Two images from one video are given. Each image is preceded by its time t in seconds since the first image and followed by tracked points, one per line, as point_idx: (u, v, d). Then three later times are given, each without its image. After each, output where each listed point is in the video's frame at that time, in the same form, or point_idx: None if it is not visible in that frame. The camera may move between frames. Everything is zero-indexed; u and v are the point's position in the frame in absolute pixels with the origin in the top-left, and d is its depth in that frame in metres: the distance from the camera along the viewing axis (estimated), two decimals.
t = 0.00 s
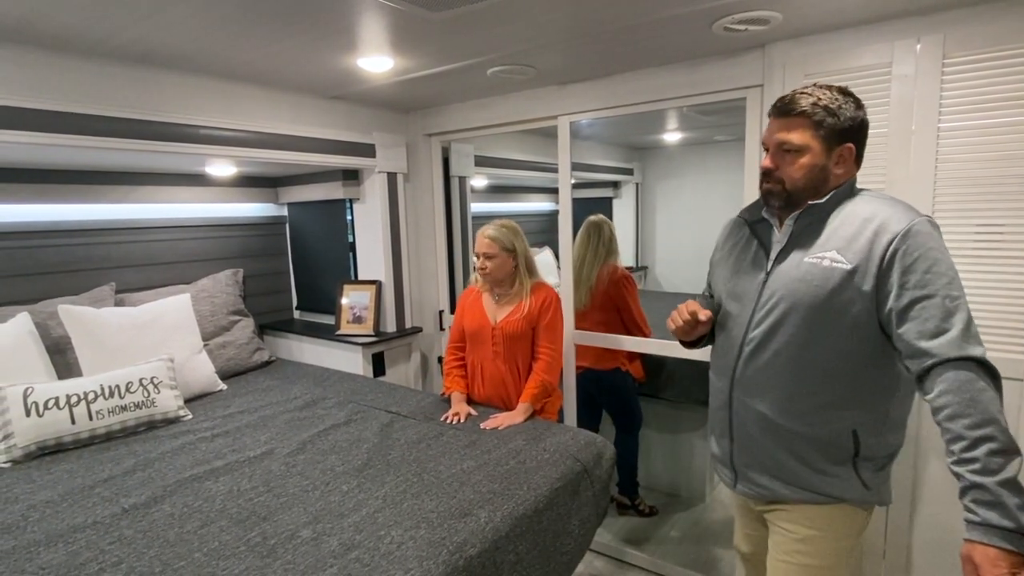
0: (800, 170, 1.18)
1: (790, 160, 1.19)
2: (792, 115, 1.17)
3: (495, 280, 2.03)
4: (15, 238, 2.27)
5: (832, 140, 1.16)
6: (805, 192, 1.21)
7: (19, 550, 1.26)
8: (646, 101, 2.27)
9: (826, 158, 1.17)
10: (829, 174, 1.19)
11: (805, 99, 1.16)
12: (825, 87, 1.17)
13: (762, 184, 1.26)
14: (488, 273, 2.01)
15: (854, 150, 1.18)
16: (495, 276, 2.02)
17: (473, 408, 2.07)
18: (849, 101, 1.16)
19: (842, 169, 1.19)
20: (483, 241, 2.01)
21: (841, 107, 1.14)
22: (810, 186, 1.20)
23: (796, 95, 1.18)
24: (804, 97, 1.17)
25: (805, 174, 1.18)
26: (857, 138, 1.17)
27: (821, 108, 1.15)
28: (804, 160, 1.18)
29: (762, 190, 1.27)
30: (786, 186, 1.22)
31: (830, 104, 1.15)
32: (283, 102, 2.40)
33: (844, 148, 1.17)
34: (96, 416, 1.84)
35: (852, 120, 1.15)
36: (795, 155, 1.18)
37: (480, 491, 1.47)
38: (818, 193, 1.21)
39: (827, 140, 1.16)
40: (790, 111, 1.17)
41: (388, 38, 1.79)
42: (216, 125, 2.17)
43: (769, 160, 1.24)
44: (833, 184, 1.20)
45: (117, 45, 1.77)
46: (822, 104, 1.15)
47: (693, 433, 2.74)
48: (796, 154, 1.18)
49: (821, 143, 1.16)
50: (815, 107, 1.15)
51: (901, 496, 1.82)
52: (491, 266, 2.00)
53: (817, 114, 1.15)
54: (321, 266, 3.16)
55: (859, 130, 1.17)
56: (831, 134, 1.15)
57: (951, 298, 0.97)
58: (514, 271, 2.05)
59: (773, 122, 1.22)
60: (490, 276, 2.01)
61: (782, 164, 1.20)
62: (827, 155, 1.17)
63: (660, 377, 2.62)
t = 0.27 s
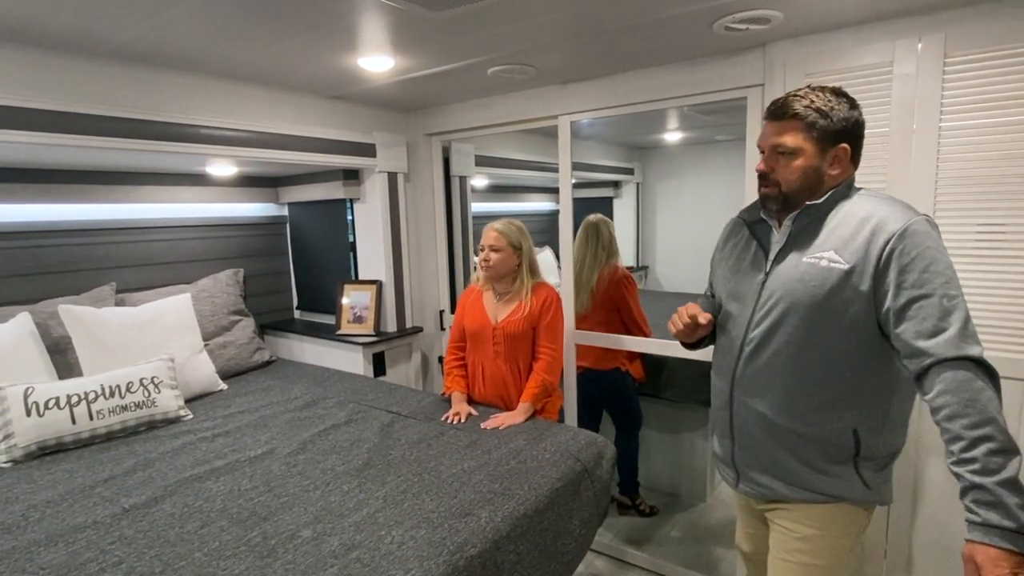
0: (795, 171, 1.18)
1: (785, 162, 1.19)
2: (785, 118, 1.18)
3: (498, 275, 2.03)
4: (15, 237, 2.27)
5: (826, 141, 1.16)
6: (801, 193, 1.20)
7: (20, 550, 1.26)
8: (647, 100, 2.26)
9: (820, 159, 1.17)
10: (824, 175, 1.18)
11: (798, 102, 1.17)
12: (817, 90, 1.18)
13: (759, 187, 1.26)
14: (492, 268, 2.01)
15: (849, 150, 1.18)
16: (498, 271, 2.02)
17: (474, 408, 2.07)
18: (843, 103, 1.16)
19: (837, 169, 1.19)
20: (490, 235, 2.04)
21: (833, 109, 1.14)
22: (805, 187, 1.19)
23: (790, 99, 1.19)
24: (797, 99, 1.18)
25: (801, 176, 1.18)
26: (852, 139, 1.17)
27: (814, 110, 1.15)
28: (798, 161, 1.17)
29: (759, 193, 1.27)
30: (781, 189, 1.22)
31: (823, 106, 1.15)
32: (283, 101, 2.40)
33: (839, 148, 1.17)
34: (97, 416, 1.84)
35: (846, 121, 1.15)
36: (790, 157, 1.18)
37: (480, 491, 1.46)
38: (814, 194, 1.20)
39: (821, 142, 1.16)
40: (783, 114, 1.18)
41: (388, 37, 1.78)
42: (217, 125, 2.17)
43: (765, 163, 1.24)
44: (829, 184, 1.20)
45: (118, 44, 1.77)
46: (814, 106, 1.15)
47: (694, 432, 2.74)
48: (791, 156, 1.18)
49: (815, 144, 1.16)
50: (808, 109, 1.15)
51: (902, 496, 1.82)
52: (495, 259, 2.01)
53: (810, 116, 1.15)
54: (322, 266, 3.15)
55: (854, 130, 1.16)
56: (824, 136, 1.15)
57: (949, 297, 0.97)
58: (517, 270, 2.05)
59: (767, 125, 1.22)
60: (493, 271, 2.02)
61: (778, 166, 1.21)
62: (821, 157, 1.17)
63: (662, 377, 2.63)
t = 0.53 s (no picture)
0: (792, 172, 1.18)
1: (783, 163, 1.19)
2: (782, 119, 1.18)
3: (499, 277, 2.03)
4: (16, 237, 2.27)
5: (823, 142, 1.16)
6: (799, 194, 1.20)
7: (21, 550, 1.27)
8: (647, 100, 2.26)
9: (818, 160, 1.17)
10: (822, 175, 1.18)
11: (795, 103, 1.17)
12: (815, 91, 1.18)
13: (758, 188, 1.26)
14: (493, 270, 2.01)
15: (847, 150, 1.17)
16: (499, 273, 2.02)
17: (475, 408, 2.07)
18: (840, 103, 1.16)
19: (835, 169, 1.18)
20: (491, 238, 2.03)
21: (830, 109, 1.14)
22: (803, 188, 1.19)
23: (787, 100, 1.19)
24: (794, 101, 1.18)
25: (798, 176, 1.18)
26: (850, 139, 1.16)
27: (811, 110, 1.15)
28: (795, 162, 1.17)
29: (757, 194, 1.27)
30: (780, 190, 1.22)
31: (820, 106, 1.15)
32: (283, 101, 2.40)
33: (836, 148, 1.16)
34: (97, 416, 1.84)
35: (844, 121, 1.14)
36: (787, 158, 1.18)
37: (480, 491, 1.46)
38: (812, 195, 1.20)
39: (818, 142, 1.16)
40: (780, 115, 1.18)
41: (388, 37, 1.78)
42: (217, 125, 2.17)
43: (763, 164, 1.24)
44: (827, 185, 1.20)
45: (118, 44, 1.77)
46: (811, 107, 1.15)
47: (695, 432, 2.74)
48: (788, 157, 1.18)
49: (812, 145, 1.16)
50: (804, 110, 1.15)
51: (903, 496, 1.82)
52: (495, 262, 2.00)
53: (806, 117, 1.15)
54: (322, 266, 3.16)
55: (852, 130, 1.16)
56: (821, 136, 1.15)
57: (946, 296, 0.97)
58: (518, 270, 2.05)
59: (765, 127, 1.23)
60: (494, 272, 2.02)
61: (775, 167, 1.21)
62: (818, 157, 1.17)
63: (663, 376, 2.62)
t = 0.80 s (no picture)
0: (793, 173, 1.18)
1: (784, 164, 1.19)
2: (784, 121, 1.17)
3: (499, 276, 2.03)
4: (17, 238, 2.27)
5: (825, 143, 1.15)
6: (799, 195, 1.20)
7: (21, 550, 1.27)
8: (647, 100, 2.26)
9: (819, 161, 1.17)
10: (823, 176, 1.18)
11: (796, 104, 1.17)
12: (816, 91, 1.18)
13: (759, 189, 1.26)
14: (494, 269, 2.01)
15: (848, 151, 1.17)
16: (499, 273, 2.02)
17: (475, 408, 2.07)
18: (841, 104, 1.15)
19: (836, 170, 1.18)
20: (492, 236, 2.03)
21: (832, 110, 1.14)
22: (804, 189, 1.19)
23: (789, 101, 1.19)
24: (796, 102, 1.18)
25: (799, 178, 1.18)
26: (852, 140, 1.16)
27: (813, 112, 1.15)
28: (797, 164, 1.17)
29: (759, 195, 1.27)
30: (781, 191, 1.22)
31: (821, 107, 1.15)
32: (283, 102, 2.40)
33: (837, 150, 1.16)
34: (98, 416, 1.84)
35: (845, 122, 1.14)
36: (789, 159, 1.18)
37: (480, 491, 1.46)
38: (813, 196, 1.20)
39: (820, 144, 1.16)
40: (782, 116, 1.18)
41: (388, 37, 1.78)
42: (217, 125, 2.17)
43: (764, 165, 1.24)
44: (827, 185, 1.20)
45: (118, 45, 1.77)
46: (813, 108, 1.15)
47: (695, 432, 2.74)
48: (789, 158, 1.18)
49: (813, 147, 1.16)
50: (806, 111, 1.15)
51: (903, 496, 1.82)
52: (496, 261, 2.01)
53: (808, 119, 1.15)
54: (322, 266, 3.16)
55: (853, 131, 1.16)
56: (823, 137, 1.15)
57: (951, 297, 0.96)
58: (519, 270, 2.06)
59: (766, 128, 1.23)
60: (495, 272, 2.02)
61: (776, 168, 1.21)
62: (819, 158, 1.17)
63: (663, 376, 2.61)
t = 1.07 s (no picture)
0: (793, 174, 1.18)
1: (784, 164, 1.19)
2: (783, 122, 1.18)
3: (500, 276, 2.03)
4: (17, 238, 2.27)
5: (825, 143, 1.15)
6: (800, 195, 1.21)
7: (21, 550, 1.27)
8: (648, 99, 2.26)
9: (819, 161, 1.17)
10: (824, 176, 1.18)
11: (796, 105, 1.17)
12: (817, 91, 1.17)
13: (760, 189, 1.28)
14: (495, 269, 2.01)
15: (850, 150, 1.16)
16: (499, 272, 2.02)
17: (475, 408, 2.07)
18: (842, 103, 1.15)
19: (838, 170, 1.18)
20: (493, 236, 2.03)
21: (831, 110, 1.14)
22: (805, 189, 1.20)
23: (789, 101, 1.19)
24: (796, 102, 1.18)
25: (799, 178, 1.18)
26: (853, 139, 1.15)
27: (812, 112, 1.14)
28: (797, 164, 1.18)
29: (760, 195, 1.29)
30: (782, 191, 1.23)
31: (821, 107, 1.14)
32: (283, 102, 2.40)
33: (838, 149, 1.16)
34: (98, 416, 1.84)
35: (846, 122, 1.14)
36: (789, 159, 1.19)
37: (481, 491, 1.46)
38: (814, 195, 1.20)
39: (820, 144, 1.15)
40: (781, 117, 1.18)
41: (388, 37, 1.78)
42: (218, 126, 2.17)
43: (766, 165, 1.25)
44: (829, 185, 1.19)
45: (119, 45, 1.77)
46: (812, 108, 1.15)
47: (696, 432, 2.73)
48: (789, 158, 1.18)
49: (813, 147, 1.16)
50: (806, 112, 1.15)
51: (903, 496, 1.82)
52: (496, 261, 2.00)
53: (807, 119, 1.15)
54: (323, 266, 3.16)
55: (855, 130, 1.15)
56: (823, 137, 1.15)
57: (954, 297, 0.96)
58: (519, 269, 2.05)
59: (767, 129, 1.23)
60: (495, 272, 2.02)
61: (777, 168, 1.21)
62: (820, 159, 1.16)
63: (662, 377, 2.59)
